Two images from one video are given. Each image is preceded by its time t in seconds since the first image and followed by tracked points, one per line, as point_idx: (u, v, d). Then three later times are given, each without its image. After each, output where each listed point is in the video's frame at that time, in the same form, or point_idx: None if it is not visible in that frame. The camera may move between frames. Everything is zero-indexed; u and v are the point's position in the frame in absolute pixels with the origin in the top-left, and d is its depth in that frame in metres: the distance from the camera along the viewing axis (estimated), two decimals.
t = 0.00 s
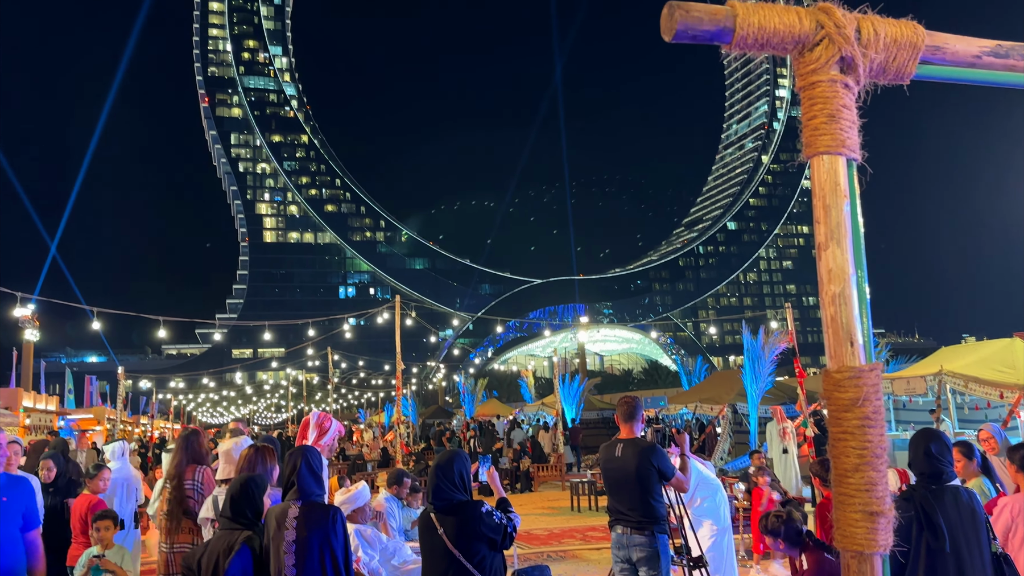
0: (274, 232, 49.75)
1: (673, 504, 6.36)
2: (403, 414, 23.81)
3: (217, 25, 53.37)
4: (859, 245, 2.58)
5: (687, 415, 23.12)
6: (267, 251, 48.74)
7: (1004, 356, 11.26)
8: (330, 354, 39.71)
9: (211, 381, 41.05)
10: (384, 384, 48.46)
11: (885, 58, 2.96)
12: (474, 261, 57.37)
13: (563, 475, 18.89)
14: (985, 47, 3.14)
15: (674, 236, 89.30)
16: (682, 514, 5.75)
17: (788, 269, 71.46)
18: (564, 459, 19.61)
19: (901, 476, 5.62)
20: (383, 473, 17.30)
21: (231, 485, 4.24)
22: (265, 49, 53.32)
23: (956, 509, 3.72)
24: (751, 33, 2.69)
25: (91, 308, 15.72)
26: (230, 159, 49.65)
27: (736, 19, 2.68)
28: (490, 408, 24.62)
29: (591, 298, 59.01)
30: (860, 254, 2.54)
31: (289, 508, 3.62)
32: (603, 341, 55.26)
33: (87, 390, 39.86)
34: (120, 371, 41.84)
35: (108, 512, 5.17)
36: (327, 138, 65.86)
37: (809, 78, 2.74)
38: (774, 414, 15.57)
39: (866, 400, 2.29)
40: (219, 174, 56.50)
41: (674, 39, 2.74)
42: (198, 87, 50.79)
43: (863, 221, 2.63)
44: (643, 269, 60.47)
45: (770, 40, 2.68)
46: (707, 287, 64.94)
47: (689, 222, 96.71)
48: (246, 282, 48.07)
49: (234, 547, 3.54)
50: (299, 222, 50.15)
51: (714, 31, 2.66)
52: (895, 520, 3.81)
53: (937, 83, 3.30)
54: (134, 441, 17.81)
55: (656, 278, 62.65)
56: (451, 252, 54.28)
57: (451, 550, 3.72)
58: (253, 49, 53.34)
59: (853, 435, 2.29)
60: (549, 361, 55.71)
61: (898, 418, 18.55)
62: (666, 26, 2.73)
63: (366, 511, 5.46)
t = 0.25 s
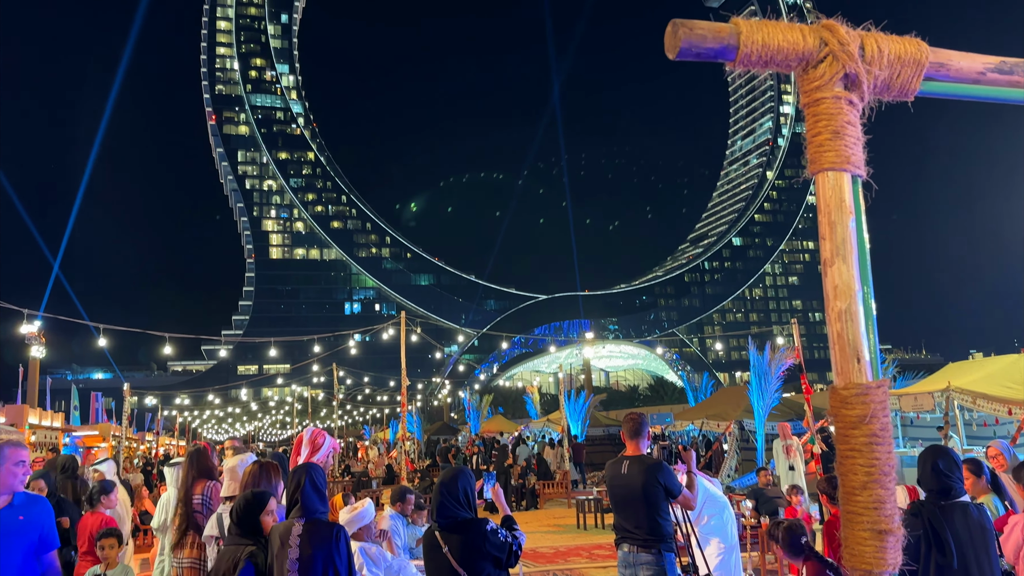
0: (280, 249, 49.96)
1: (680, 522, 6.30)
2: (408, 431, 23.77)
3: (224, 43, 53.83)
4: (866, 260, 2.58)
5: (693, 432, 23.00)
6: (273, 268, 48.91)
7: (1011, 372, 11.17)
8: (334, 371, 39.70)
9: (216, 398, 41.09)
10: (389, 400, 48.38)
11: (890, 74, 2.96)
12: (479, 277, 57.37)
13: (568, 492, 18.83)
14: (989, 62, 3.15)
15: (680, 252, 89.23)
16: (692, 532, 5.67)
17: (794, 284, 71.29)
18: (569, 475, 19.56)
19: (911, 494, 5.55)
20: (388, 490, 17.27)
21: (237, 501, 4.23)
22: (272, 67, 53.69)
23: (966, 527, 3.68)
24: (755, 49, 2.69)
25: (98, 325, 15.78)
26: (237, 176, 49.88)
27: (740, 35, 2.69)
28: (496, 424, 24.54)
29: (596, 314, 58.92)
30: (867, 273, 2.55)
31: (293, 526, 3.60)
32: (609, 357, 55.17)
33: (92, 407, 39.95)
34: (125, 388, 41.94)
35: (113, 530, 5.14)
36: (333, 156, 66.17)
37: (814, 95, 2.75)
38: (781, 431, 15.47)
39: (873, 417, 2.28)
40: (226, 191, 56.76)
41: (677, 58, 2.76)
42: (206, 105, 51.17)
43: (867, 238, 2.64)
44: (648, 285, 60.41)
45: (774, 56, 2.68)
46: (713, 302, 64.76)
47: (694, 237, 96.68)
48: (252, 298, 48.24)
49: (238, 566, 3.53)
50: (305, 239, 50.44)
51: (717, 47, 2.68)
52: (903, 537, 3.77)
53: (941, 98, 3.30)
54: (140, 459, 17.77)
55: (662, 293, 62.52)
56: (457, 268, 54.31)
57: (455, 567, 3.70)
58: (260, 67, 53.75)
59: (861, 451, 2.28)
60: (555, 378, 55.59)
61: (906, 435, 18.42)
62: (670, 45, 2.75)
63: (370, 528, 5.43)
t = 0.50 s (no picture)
0: (284, 266, 50.15)
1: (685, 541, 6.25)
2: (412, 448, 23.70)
3: (231, 62, 54.24)
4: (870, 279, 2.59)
5: (698, 449, 22.87)
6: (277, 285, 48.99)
7: (1018, 389, 11.09)
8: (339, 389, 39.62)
9: (219, 416, 41.03)
10: (393, 418, 48.20)
11: (892, 92, 2.98)
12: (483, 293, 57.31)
13: (573, 510, 18.74)
14: (991, 80, 3.17)
15: (684, 268, 89.17)
16: (697, 551, 5.62)
17: (799, 301, 71.07)
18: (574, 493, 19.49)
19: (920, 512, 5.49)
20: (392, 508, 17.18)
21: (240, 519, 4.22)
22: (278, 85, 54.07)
23: (976, 546, 3.63)
24: (758, 68, 2.71)
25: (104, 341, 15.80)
26: (243, 194, 50.10)
27: (742, 54, 2.72)
28: (500, 441, 24.46)
29: (600, 331, 58.81)
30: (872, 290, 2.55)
31: (296, 544, 3.57)
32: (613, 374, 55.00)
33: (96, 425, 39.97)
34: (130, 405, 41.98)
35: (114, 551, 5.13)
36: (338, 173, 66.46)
37: (816, 113, 2.77)
38: (787, 448, 15.36)
39: (879, 434, 2.28)
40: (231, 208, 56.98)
41: (680, 76, 2.78)
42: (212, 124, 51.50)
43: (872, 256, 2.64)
44: (653, 301, 60.29)
45: (776, 75, 2.70)
46: (717, 319, 64.52)
47: (698, 254, 96.72)
48: (256, 315, 48.33)
49: None
50: (310, 255, 50.72)
51: (720, 66, 2.70)
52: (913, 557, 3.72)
53: (943, 117, 3.32)
54: (142, 476, 17.72)
55: (666, 310, 62.39)
56: (461, 285, 54.31)
57: None
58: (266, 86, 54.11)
59: (868, 469, 2.27)
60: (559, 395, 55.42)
61: (913, 453, 18.28)
62: (672, 65, 2.77)
63: (373, 546, 5.40)
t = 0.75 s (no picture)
0: (288, 282, 50.29)
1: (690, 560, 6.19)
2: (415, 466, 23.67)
3: (236, 80, 54.67)
4: (873, 296, 2.60)
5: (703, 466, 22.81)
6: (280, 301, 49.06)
7: None
8: (341, 405, 39.56)
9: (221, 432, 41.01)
10: (396, 435, 48.02)
11: (894, 110, 2.99)
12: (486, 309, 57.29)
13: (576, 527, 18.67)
14: (993, 98, 3.19)
15: (687, 284, 89.17)
16: (702, 568, 5.59)
17: (802, 317, 70.86)
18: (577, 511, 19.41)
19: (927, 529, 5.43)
20: (394, 526, 17.14)
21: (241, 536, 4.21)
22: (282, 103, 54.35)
23: (986, 563, 3.59)
24: (759, 87, 2.72)
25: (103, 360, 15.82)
26: (247, 211, 50.25)
27: (744, 74, 2.74)
28: (504, 458, 24.44)
29: (603, 347, 58.71)
30: (875, 308, 2.57)
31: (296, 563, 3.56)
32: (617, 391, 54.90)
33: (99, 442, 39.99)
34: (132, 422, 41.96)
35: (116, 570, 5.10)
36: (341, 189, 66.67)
37: (818, 131, 2.77)
38: (792, 465, 15.30)
39: (885, 452, 2.28)
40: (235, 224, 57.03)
41: (681, 96, 2.79)
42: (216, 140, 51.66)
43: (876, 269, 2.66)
44: (656, 317, 60.21)
45: (777, 95, 2.72)
46: (720, 335, 64.31)
47: (702, 270, 96.66)
48: (259, 331, 48.38)
49: None
50: (313, 271, 51.03)
51: (721, 85, 2.72)
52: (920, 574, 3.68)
53: (946, 136, 3.33)
54: (145, 494, 17.68)
55: (670, 326, 62.26)
56: (464, 301, 54.34)
57: None
58: (270, 103, 54.42)
59: (873, 492, 2.24)
60: (563, 411, 55.23)
61: (917, 469, 18.22)
62: (674, 83, 2.78)
63: (376, 564, 5.35)
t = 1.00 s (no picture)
0: (290, 296, 50.39)
1: None
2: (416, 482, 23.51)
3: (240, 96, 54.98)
4: (875, 318, 2.79)
5: (705, 482, 22.67)
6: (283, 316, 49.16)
7: None
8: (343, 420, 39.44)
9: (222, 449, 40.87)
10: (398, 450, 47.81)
11: (894, 127, 3.01)
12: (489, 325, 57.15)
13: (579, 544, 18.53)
14: (993, 116, 3.20)
15: (689, 299, 89.08)
16: None
17: (805, 332, 70.65)
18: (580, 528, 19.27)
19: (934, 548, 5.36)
20: (395, 542, 16.99)
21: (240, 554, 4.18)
22: (285, 119, 54.60)
23: None
24: (761, 104, 2.84)
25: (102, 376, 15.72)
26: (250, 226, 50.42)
27: (746, 91, 2.85)
28: (505, 474, 24.28)
29: (606, 362, 58.55)
30: (877, 330, 2.76)
31: None
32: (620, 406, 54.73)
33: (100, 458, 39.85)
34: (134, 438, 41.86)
35: None
36: (343, 204, 66.79)
37: (821, 148, 2.91)
38: (796, 482, 15.20)
39: (888, 469, 2.49)
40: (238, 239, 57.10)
41: (684, 112, 2.91)
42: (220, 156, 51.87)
43: (877, 290, 2.84)
44: (659, 332, 60.10)
45: (779, 112, 2.82)
46: (723, 350, 64.08)
47: (704, 285, 96.53)
48: (261, 346, 48.39)
49: None
50: (315, 286, 51.16)
51: (723, 101, 2.82)
52: None
53: (948, 151, 3.35)
54: (145, 511, 17.58)
55: (672, 341, 62.07)
56: (466, 316, 54.28)
57: None
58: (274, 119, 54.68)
59: (876, 501, 2.47)
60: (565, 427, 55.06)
61: (921, 485, 18.10)
62: (677, 101, 2.90)
63: None
